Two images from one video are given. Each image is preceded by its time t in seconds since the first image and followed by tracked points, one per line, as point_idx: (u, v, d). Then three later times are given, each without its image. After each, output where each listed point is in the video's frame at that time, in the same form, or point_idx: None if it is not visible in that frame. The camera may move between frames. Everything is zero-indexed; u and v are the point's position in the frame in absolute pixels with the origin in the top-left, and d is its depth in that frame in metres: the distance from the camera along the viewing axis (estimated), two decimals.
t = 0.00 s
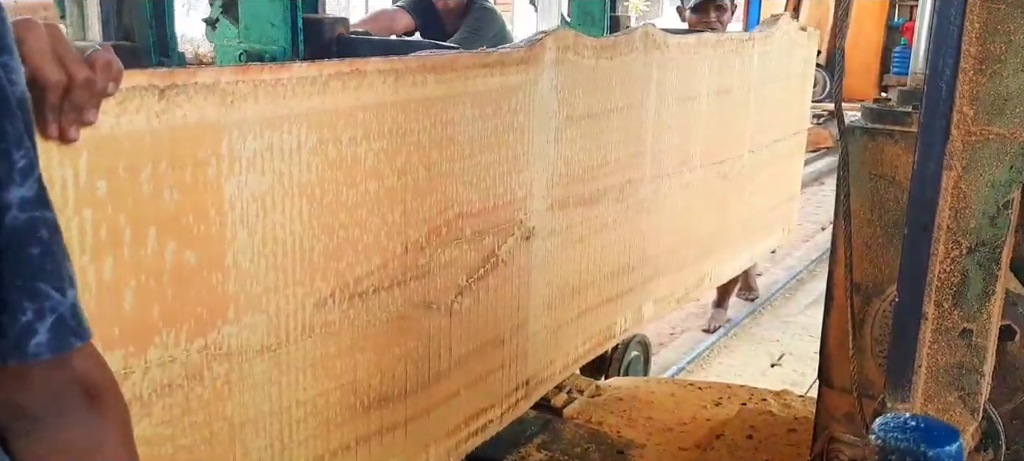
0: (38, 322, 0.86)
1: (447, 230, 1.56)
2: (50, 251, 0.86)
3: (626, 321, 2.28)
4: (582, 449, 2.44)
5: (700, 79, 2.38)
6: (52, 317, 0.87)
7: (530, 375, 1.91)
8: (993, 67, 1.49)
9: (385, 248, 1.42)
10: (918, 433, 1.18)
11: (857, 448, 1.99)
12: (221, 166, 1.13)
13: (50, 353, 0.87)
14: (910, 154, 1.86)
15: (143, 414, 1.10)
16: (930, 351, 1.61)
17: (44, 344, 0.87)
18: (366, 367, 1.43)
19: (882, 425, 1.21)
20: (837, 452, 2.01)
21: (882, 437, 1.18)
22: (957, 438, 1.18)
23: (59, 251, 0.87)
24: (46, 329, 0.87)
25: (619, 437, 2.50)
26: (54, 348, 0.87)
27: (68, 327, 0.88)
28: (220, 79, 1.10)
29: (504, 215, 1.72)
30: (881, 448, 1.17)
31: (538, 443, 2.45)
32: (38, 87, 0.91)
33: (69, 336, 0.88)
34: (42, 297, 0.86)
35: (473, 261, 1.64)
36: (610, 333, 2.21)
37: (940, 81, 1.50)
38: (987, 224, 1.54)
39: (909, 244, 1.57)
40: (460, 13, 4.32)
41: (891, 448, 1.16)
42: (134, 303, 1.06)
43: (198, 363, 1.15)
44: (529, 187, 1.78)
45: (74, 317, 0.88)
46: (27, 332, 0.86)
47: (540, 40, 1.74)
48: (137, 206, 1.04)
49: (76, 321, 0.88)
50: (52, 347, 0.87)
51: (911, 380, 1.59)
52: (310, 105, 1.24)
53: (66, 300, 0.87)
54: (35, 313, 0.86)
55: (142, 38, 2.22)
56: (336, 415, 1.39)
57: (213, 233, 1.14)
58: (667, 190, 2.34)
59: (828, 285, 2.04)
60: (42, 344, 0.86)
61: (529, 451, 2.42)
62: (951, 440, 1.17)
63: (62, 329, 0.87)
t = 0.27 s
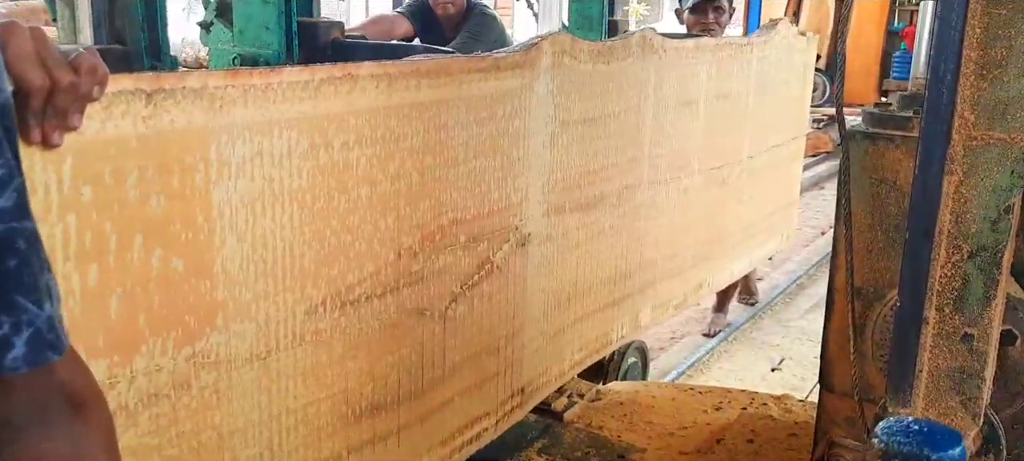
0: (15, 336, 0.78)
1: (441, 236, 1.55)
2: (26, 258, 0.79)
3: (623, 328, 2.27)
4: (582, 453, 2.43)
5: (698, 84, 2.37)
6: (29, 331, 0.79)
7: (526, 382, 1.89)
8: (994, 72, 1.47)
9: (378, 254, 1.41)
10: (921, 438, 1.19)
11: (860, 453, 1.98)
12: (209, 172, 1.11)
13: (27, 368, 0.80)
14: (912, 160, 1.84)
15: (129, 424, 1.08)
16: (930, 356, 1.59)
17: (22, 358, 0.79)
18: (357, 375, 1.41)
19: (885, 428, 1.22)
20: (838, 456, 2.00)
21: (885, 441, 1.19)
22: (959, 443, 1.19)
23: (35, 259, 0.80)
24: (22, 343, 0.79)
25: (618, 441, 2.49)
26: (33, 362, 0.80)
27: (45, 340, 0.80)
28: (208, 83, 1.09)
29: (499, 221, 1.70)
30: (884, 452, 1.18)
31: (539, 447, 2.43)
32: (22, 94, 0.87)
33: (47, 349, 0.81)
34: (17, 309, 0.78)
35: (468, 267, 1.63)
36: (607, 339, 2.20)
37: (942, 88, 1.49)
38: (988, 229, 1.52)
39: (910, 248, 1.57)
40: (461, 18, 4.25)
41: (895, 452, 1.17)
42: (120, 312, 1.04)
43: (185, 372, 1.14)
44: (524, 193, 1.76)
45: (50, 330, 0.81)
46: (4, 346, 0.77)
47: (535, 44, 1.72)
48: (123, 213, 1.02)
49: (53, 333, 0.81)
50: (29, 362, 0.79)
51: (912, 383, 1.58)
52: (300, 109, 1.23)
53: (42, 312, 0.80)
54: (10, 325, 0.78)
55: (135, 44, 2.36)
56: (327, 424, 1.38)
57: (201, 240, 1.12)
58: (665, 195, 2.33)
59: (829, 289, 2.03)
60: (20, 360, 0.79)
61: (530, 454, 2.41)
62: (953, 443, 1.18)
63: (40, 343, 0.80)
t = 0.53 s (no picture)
0: None
1: (434, 242, 1.53)
2: (7, 264, 0.79)
3: (620, 334, 2.25)
4: (583, 456, 2.41)
5: (696, 89, 2.36)
6: (13, 338, 0.78)
7: (521, 389, 1.87)
8: (994, 77, 1.46)
9: (370, 261, 1.39)
10: (922, 444, 1.17)
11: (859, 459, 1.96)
12: (196, 177, 1.10)
13: (12, 376, 0.79)
14: (912, 165, 1.83)
15: (113, 433, 1.06)
16: (930, 361, 1.57)
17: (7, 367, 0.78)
18: (348, 383, 1.40)
19: (886, 434, 1.20)
20: None
21: (886, 447, 1.17)
22: (962, 449, 1.16)
23: (16, 266, 0.80)
24: (7, 351, 0.78)
25: (618, 445, 2.47)
26: (18, 370, 0.79)
27: (30, 348, 0.79)
28: (195, 87, 1.07)
29: (493, 227, 1.68)
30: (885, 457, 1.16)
31: (538, 451, 2.42)
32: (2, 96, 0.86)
33: (31, 357, 0.80)
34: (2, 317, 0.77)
35: (461, 273, 1.61)
36: (603, 346, 2.18)
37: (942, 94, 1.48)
38: (988, 234, 1.50)
39: (910, 256, 1.54)
40: (459, 23, 4.24)
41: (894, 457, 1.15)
42: (104, 320, 1.03)
43: (172, 380, 1.12)
44: (519, 198, 1.74)
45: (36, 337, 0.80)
46: None
47: (530, 49, 1.71)
48: (108, 220, 1.01)
49: (37, 340, 0.80)
50: (14, 370, 0.78)
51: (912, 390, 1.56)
52: (290, 114, 1.21)
53: (26, 319, 0.79)
54: None
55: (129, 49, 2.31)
56: (317, 432, 1.36)
57: (188, 247, 1.10)
58: (662, 200, 2.31)
59: (830, 294, 2.01)
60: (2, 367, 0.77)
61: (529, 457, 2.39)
62: (955, 449, 1.15)
63: (25, 351, 0.79)
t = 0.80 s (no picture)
0: (9, 346, 0.78)
1: (433, 246, 1.53)
2: (17, 266, 0.80)
3: (619, 338, 2.25)
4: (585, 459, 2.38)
5: (695, 93, 2.36)
6: (23, 340, 0.79)
7: (520, 394, 1.87)
8: (994, 82, 1.46)
9: (368, 265, 1.39)
10: (924, 448, 1.16)
11: None
12: (194, 181, 1.10)
13: (22, 379, 0.79)
14: (912, 169, 1.84)
15: (109, 439, 1.06)
16: (930, 365, 1.57)
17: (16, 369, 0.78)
18: (346, 388, 1.39)
19: (888, 439, 1.19)
20: None
21: (888, 451, 1.16)
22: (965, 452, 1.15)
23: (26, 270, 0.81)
24: (17, 353, 0.79)
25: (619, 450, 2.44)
26: (26, 372, 0.79)
27: (38, 349, 0.80)
28: (192, 91, 1.07)
29: (492, 231, 1.68)
30: None
31: (539, 454, 2.38)
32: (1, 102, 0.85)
33: (40, 359, 0.81)
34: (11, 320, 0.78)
35: (460, 278, 1.61)
36: (602, 350, 2.17)
37: (943, 98, 1.48)
38: (989, 239, 1.50)
39: (911, 261, 1.55)
40: (459, 28, 4.24)
41: None
42: (101, 324, 1.03)
43: (168, 385, 1.12)
44: (518, 202, 1.74)
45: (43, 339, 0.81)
46: None
47: (529, 53, 1.71)
48: (104, 224, 1.00)
49: (45, 342, 0.81)
50: (23, 372, 0.79)
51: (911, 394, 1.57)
52: (288, 118, 1.21)
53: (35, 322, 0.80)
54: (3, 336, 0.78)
55: (124, 51, 2.41)
56: (315, 437, 1.35)
57: (185, 251, 1.10)
58: (661, 204, 2.31)
59: (830, 298, 2.01)
60: (11, 370, 0.78)
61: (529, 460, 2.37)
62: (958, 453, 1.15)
63: (33, 352, 0.80)
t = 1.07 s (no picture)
0: None
1: (436, 247, 1.55)
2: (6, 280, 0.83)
3: (618, 338, 2.27)
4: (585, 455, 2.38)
5: (694, 96, 2.38)
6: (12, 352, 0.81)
7: (521, 393, 1.89)
8: (990, 87, 1.46)
9: (373, 266, 1.41)
10: (921, 446, 1.18)
11: None
12: (202, 184, 1.12)
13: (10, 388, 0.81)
14: (909, 171, 1.85)
15: (119, 437, 1.08)
16: (928, 366, 1.61)
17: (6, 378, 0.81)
18: (350, 387, 1.41)
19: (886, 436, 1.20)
20: None
21: (886, 447, 1.16)
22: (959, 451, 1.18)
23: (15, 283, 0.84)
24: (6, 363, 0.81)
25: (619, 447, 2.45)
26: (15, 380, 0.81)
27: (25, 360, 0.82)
28: (201, 96, 1.09)
29: (494, 233, 1.70)
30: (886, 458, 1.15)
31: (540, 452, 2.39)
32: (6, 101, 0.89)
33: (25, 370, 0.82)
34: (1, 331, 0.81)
35: (462, 279, 1.63)
36: (602, 350, 2.20)
37: (939, 102, 1.50)
38: (985, 241, 1.52)
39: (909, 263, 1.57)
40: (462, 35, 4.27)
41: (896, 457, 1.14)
42: (110, 325, 1.05)
43: (177, 384, 1.14)
44: (519, 205, 1.76)
45: (22, 354, 0.87)
46: None
47: (531, 57, 1.73)
48: (115, 226, 1.03)
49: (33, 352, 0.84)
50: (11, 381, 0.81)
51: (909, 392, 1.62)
52: (294, 122, 1.23)
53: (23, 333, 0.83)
54: None
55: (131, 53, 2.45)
56: (320, 435, 1.38)
57: (194, 253, 1.12)
58: (660, 206, 2.33)
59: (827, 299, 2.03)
60: None
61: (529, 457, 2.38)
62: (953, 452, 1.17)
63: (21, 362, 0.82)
